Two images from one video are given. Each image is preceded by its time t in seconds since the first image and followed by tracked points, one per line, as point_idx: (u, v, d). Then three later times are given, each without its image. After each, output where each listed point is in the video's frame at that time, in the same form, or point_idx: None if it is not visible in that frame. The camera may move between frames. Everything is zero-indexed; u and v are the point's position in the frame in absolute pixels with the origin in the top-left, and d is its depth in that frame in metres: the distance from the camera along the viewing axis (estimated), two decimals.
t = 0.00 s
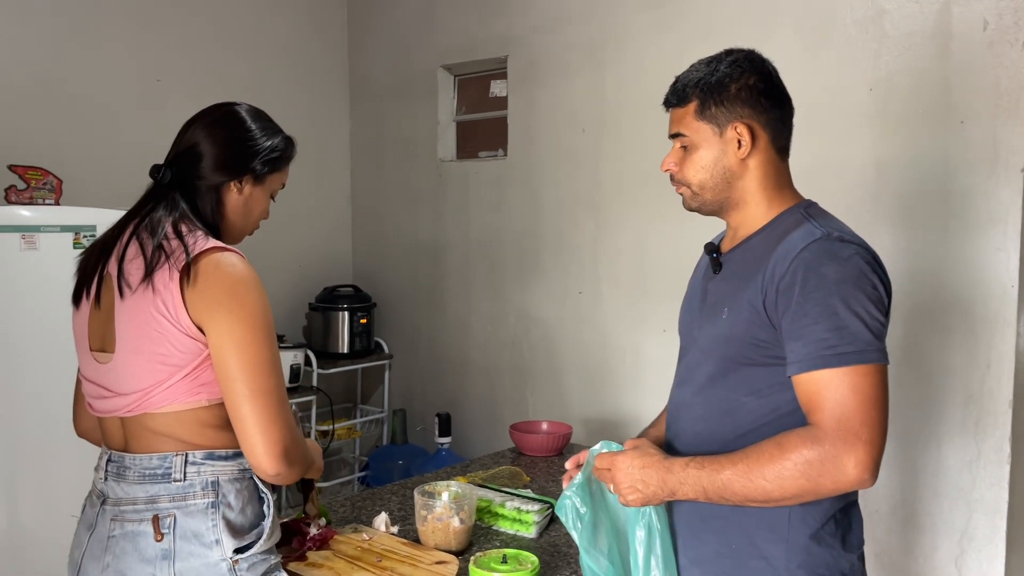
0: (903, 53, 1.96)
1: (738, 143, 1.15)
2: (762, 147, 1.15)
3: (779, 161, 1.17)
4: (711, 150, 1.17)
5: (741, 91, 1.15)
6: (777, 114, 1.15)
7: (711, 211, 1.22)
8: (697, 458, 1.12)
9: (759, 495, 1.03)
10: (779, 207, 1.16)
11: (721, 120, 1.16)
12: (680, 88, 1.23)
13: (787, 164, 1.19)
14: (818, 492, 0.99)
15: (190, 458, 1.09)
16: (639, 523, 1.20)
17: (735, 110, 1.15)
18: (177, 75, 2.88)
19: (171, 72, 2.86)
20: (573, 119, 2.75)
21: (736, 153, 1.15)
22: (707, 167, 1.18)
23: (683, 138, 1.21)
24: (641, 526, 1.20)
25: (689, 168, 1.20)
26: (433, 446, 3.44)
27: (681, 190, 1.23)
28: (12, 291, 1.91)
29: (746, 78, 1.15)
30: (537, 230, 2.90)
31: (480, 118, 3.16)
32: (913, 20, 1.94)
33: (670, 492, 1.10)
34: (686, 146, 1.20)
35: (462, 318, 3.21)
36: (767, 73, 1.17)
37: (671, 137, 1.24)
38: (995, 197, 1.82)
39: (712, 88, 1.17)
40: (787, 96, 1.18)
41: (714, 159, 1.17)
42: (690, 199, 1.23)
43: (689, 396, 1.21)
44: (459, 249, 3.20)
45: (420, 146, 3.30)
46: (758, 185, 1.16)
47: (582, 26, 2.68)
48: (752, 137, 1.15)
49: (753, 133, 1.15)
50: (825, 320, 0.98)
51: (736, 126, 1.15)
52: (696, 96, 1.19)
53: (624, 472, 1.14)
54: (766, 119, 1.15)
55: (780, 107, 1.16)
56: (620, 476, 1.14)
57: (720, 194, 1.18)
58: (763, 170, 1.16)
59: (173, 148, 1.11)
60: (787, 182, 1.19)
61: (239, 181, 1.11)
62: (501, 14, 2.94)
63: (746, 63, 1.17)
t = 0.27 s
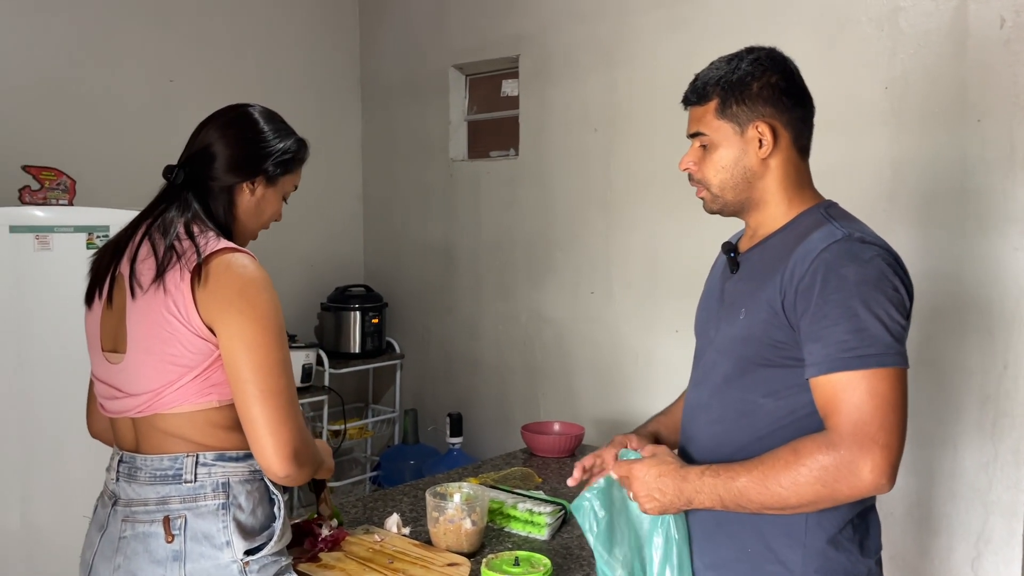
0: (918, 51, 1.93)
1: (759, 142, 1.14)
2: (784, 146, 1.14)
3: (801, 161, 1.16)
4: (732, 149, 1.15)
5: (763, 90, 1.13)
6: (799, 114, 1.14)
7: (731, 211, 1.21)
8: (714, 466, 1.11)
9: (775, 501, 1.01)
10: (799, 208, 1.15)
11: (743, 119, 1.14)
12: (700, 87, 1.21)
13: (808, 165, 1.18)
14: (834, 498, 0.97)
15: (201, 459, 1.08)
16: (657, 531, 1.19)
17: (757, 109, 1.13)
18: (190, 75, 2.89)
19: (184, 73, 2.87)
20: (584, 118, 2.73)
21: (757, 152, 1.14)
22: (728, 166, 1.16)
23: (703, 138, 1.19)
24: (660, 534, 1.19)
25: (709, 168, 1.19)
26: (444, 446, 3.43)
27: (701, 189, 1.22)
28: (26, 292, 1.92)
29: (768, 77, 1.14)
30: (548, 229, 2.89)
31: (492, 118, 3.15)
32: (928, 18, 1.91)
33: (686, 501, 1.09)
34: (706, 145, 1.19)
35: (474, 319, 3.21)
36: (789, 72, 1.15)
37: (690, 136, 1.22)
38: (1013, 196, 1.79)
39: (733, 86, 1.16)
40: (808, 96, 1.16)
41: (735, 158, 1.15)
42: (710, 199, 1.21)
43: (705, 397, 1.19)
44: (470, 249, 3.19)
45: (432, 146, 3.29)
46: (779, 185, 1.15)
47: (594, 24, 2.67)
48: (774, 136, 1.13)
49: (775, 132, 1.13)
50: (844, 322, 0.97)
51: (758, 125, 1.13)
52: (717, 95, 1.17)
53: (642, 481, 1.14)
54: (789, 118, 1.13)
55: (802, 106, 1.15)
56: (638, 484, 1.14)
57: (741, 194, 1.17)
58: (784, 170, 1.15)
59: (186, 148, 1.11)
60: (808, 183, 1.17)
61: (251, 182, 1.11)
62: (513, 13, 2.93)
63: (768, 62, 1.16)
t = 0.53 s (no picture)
0: (939, 48, 1.91)
1: (783, 138, 1.12)
2: (808, 142, 1.12)
3: (827, 157, 1.13)
4: (755, 145, 1.14)
5: (785, 85, 1.11)
6: (823, 108, 1.12)
7: (755, 210, 1.19)
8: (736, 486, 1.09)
9: (797, 518, 0.99)
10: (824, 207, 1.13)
11: (765, 115, 1.12)
12: (722, 83, 1.20)
13: (834, 161, 1.15)
14: (857, 512, 0.96)
15: (215, 461, 1.08)
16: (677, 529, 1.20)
17: (779, 105, 1.12)
18: (206, 77, 2.91)
19: (199, 74, 2.89)
20: (599, 118, 2.72)
21: (780, 149, 1.12)
22: (751, 163, 1.15)
23: (725, 135, 1.18)
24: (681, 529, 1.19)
25: (731, 165, 1.17)
26: (458, 447, 3.43)
27: (724, 188, 1.20)
28: (44, 292, 1.94)
29: (792, 71, 1.12)
30: (563, 230, 2.88)
31: (507, 118, 3.14)
32: (948, 15, 1.89)
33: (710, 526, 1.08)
34: (728, 142, 1.17)
35: (488, 319, 3.20)
36: (813, 66, 1.13)
37: (713, 134, 1.21)
38: None
39: (755, 82, 1.14)
40: (834, 89, 1.14)
41: (757, 156, 1.14)
42: (733, 197, 1.20)
43: (725, 400, 1.18)
44: (485, 250, 3.19)
45: (446, 146, 3.29)
46: (803, 183, 1.13)
47: (609, 23, 2.65)
48: (797, 133, 1.11)
49: (799, 129, 1.11)
50: (865, 327, 0.95)
51: (780, 121, 1.11)
52: (739, 92, 1.16)
53: (667, 504, 1.13)
54: (813, 113, 1.11)
55: (826, 101, 1.12)
56: (665, 503, 1.13)
57: (764, 192, 1.15)
58: (808, 167, 1.13)
59: (197, 149, 1.11)
60: (833, 180, 1.15)
61: (262, 183, 1.11)
62: (527, 13, 2.92)
63: (791, 56, 1.14)
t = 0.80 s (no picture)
0: (958, 49, 1.88)
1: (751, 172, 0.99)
2: (780, 169, 0.97)
3: (813, 174, 0.96)
4: (731, 180, 1.02)
5: (743, 113, 0.97)
6: (795, 124, 0.94)
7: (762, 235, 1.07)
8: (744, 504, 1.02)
9: (785, 550, 0.92)
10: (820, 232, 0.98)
11: (730, 148, 1.00)
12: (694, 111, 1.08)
13: (829, 173, 0.97)
14: (842, 551, 0.87)
15: (222, 470, 1.07)
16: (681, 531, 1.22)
17: (741, 135, 0.98)
18: (217, 81, 2.91)
19: (211, 79, 2.89)
20: (611, 121, 2.69)
21: (752, 183, 0.99)
22: (732, 198, 1.04)
23: (707, 168, 1.07)
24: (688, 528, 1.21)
25: (719, 198, 1.07)
26: (470, 452, 3.40)
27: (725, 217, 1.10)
28: (55, 297, 1.94)
29: (750, 94, 0.97)
30: (575, 234, 2.86)
31: (518, 121, 3.13)
32: (968, 15, 1.86)
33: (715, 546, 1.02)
34: (715, 174, 1.06)
35: (500, 323, 3.18)
36: (778, 77, 0.96)
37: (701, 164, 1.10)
38: None
39: (715, 113, 1.01)
40: (811, 93, 0.95)
41: (735, 190, 1.02)
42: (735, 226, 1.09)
43: (751, 419, 1.11)
44: (496, 254, 3.17)
45: (457, 150, 3.27)
46: (791, 207, 0.99)
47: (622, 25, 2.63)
48: (762, 163, 0.98)
49: (770, 151, 0.97)
50: (844, 365, 0.85)
51: (743, 154, 0.98)
52: (705, 124, 1.04)
53: (676, 513, 1.07)
54: (786, 129, 0.94)
55: (800, 111, 0.94)
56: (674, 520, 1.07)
57: (755, 223, 1.04)
58: (789, 194, 0.98)
59: (198, 156, 1.09)
60: (829, 190, 0.98)
61: (266, 188, 1.09)
62: (539, 15, 2.91)
63: (752, 74, 0.98)
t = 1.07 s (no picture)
0: (969, 52, 1.86)
1: (750, 181, 0.97)
2: (779, 180, 0.95)
3: (812, 186, 0.94)
4: (732, 189, 1.01)
5: (743, 123, 0.95)
6: (794, 136, 0.92)
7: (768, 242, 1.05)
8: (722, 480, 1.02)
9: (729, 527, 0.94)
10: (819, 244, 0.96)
11: (730, 158, 0.98)
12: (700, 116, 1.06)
13: (829, 185, 0.95)
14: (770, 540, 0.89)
15: (218, 482, 1.06)
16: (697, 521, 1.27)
17: (741, 145, 0.96)
18: (226, 88, 2.93)
19: (220, 85, 2.91)
20: (619, 126, 2.68)
21: (751, 192, 0.98)
22: (734, 206, 1.02)
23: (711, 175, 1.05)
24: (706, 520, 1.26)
25: (723, 205, 1.05)
26: (478, 458, 3.39)
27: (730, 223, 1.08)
28: (61, 305, 1.95)
29: (749, 104, 0.95)
30: (583, 239, 2.84)
31: (526, 126, 3.12)
32: (979, 18, 1.84)
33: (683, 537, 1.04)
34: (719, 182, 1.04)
35: (507, 330, 3.17)
36: (778, 87, 0.94)
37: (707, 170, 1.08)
38: None
39: (717, 121, 1.00)
40: (812, 105, 0.93)
41: (736, 199, 1.01)
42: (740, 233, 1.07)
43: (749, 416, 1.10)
44: (504, 259, 3.16)
45: (465, 155, 3.27)
46: (791, 217, 0.97)
47: (629, 30, 2.62)
48: (760, 173, 0.96)
49: (768, 162, 0.95)
50: (797, 371, 0.85)
51: (742, 164, 0.97)
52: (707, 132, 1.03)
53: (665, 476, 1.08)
54: (784, 140, 0.92)
55: (799, 122, 0.92)
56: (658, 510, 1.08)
57: (757, 232, 1.02)
58: (787, 204, 0.96)
59: (194, 164, 1.09)
60: (828, 201, 0.96)
61: (262, 194, 1.08)
62: (546, 20, 2.90)
63: (753, 82, 0.96)
